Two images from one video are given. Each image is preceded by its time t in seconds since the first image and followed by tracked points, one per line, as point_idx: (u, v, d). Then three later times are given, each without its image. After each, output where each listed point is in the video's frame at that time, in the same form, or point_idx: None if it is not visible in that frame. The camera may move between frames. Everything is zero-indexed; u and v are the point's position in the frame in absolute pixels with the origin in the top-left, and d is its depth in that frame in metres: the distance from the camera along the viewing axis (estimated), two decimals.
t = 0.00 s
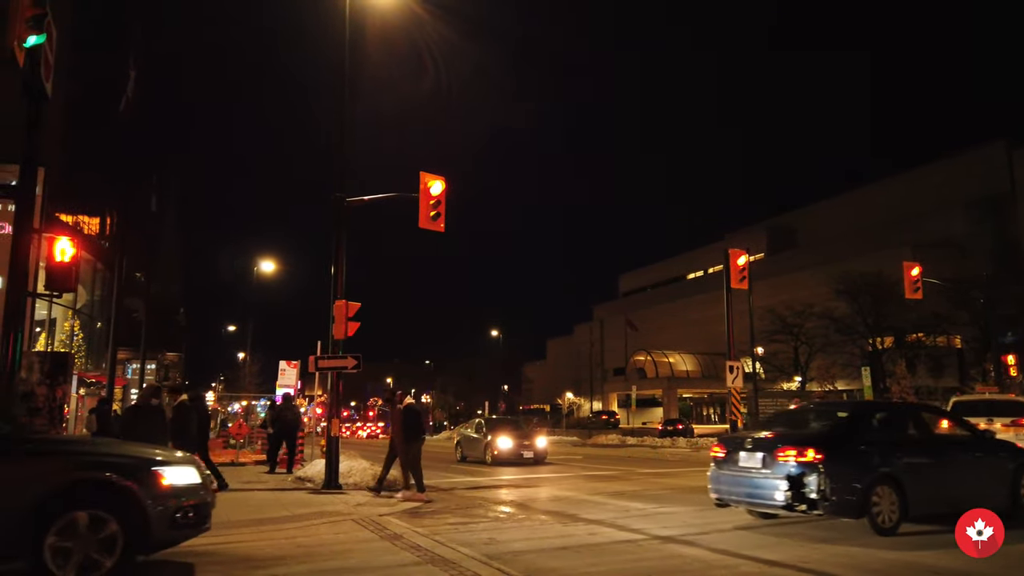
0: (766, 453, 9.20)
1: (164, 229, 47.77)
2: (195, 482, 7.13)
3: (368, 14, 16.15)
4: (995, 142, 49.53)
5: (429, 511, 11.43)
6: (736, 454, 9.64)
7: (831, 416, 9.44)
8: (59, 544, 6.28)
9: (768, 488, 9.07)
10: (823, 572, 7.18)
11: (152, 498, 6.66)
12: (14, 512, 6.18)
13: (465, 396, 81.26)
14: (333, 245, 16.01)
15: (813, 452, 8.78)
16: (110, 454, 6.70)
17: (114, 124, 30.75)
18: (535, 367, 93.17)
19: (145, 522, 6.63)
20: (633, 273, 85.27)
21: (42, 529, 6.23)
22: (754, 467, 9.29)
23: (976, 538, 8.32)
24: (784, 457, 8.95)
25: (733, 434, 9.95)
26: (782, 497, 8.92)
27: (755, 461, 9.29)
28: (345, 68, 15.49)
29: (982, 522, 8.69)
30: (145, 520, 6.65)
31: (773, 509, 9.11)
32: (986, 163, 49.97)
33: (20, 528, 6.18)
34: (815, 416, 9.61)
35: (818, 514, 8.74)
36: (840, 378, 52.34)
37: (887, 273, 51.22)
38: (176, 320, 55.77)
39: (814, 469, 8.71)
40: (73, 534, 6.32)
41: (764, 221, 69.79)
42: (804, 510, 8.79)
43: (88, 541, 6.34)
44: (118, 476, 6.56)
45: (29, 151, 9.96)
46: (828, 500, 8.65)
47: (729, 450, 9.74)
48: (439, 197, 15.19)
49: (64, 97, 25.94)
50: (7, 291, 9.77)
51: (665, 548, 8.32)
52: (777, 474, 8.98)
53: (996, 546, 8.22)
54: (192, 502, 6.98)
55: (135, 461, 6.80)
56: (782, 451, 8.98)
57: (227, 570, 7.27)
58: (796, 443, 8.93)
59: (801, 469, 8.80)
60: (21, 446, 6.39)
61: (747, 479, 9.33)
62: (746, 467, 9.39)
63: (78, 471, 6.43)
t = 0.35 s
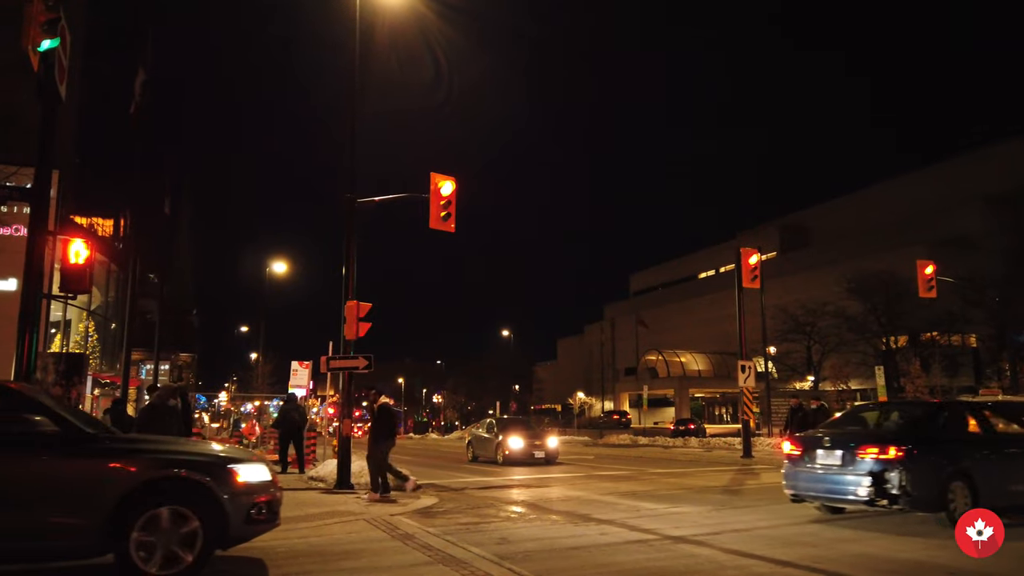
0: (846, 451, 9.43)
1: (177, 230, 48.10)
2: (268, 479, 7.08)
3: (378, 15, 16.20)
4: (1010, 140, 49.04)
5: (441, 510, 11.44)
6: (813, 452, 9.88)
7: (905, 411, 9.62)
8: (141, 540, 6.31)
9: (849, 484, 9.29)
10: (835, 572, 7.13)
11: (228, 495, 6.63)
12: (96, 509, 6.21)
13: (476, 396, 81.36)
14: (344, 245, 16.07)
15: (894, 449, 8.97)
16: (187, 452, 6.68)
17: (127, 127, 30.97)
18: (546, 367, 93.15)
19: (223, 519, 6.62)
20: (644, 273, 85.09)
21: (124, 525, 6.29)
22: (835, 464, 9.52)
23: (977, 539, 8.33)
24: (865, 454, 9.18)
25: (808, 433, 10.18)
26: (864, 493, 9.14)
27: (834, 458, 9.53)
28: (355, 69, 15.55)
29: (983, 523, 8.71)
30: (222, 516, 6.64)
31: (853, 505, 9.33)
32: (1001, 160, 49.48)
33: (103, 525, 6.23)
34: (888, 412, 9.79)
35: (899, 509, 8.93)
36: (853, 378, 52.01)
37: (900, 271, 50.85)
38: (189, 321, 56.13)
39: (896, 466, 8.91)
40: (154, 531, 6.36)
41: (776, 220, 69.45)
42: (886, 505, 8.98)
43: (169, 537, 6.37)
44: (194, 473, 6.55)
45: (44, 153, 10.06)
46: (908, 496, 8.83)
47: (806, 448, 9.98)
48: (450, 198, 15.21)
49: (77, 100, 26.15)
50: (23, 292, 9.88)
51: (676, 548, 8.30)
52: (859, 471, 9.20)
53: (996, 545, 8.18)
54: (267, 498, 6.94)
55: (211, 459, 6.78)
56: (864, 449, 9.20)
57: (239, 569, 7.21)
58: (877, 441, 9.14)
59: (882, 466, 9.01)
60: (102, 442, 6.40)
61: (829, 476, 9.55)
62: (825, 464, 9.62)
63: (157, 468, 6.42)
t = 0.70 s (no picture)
0: (926, 448, 9.69)
1: (190, 232, 48.41)
2: (340, 475, 7.12)
3: (389, 16, 16.25)
4: None
5: (452, 510, 11.42)
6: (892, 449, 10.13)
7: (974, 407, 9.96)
8: (225, 535, 6.36)
9: (930, 480, 9.55)
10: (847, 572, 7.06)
11: (304, 490, 6.66)
12: (180, 506, 6.22)
13: (488, 396, 81.37)
14: (355, 246, 16.12)
15: (975, 445, 9.25)
16: (262, 449, 6.71)
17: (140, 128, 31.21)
18: (557, 367, 93.03)
19: (300, 513, 6.66)
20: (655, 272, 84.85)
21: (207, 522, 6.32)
22: (914, 459, 9.80)
23: (978, 539, 8.43)
24: (946, 451, 9.45)
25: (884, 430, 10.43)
26: (946, 487, 9.41)
27: (914, 455, 9.79)
28: (365, 70, 15.60)
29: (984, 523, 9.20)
30: (299, 512, 6.68)
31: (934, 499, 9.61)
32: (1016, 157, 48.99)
33: (186, 521, 6.25)
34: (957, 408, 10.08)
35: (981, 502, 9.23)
36: (867, 377, 51.64)
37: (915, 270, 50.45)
38: (202, 321, 56.46)
39: (977, 461, 9.20)
40: (237, 526, 6.40)
41: (789, 218, 69.05)
42: (968, 498, 9.28)
43: (251, 531, 6.42)
44: (272, 469, 6.58)
45: (58, 156, 10.14)
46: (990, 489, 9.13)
47: (884, 446, 10.24)
48: (461, 198, 15.22)
49: (91, 103, 26.40)
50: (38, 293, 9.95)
51: (688, 548, 8.25)
52: (941, 465, 9.48)
53: (996, 544, 8.18)
54: (341, 494, 6.97)
55: (287, 456, 6.82)
56: (944, 446, 9.47)
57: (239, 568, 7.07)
58: (958, 437, 9.41)
59: (963, 461, 9.29)
60: (185, 440, 6.41)
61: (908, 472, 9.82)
62: (905, 459, 9.89)
63: (238, 464, 6.45)
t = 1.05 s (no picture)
0: (1002, 445, 10.22)
1: (203, 234, 48.69)
2: (414, 471, 7.28)
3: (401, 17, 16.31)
4: None
5: (464, 510, 11.43)
6: (967, 445, 10.60)
7: None
8: (310, 530, 6.60)
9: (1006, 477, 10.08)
10: (859, 572, 7.05)
11: (383, 486, 6.86)
12: (265, 503, 6.47)
13: (499, 396, 81.41)
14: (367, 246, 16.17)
15: None
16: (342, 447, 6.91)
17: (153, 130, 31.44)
18: (569, 367, 92.93)
19: (379, 510, 6.86)
20: (667, 272, 84.56)
21: (292, 518, 6.55)
22: (990, 456, 10.30)
23: (978, 539, 8.52)
24: None
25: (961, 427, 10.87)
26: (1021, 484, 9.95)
27: (990, 451, 10.31)
28: (377, 71, 15.65)
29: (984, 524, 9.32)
30: (378, 507, 6.89)
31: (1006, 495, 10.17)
32: None
33: (272, 518, 6.49)
34: None
35: None
36: (882, 377, 51.27)
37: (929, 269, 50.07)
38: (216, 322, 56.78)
39: None
40: (322, 521, 6.64)
41: (802, 217, 68.63)
42: None
43: (335, 527, 6.67)
44: (351, 465, 6.78)
45: (74, 158, 10.22)
46: None
47: (959, 442, 10.69)
48: (472, 198, 15.23)
49: (107, 105, 26.71)
50: (53, 293, 10.06)
51: (700, 548, 8.23)
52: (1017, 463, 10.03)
53: (997, 545, 8.24)
54: (416, 489, 7.14)
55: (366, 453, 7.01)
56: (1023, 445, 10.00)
57: (232, 568, 6.92)
58: None
59: None
60: (269, 440, 6.66)
61: (978, 464, 10.39)
62: (976, 455, 10.43)
63: (319, 462, 6.68)
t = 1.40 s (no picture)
0: None
1: (217, 235, 49.04)
2: (487, 470, 7.44)
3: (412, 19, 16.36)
4: None
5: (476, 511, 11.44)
6: None
7: None
8: (394, 527, 6.77)
9: None
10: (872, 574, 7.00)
11: (462, 484, 7.02)
12: (351, 501, 6.64)
13: (511, 396, 81.47)
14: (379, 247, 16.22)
15: None
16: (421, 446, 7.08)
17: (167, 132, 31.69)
18: (581, 367, 92.84)
19: (459, 507, 7.03)
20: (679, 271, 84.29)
21: (376, 515, 6.73)
22: None
23: (978, 539, 8.52)
24: None
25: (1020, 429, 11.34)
26: None
27: None
28: (388, 72, 15.70)
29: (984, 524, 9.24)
30: (456, 504, 7.06)
31: None
32: None
33: (357, 515, 6.66)
34: None
35: None
36: (897, 377, 50.91)
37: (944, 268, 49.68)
38: (230, 323, 57.13)
39: None
40: (405, 517, 6.82)
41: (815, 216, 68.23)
42: None
43: (417, 523, 6.85)
44: (431, 464, 6.95)
45: (90, 159, 10.31)
46: None
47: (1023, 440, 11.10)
48: (484, 198, 15.25)
49: (122, 107, 26.98)
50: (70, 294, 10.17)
51: (714, 550, 8.20)
52: None
53: (997, 545, 8.27)
54: (491, 487, 7.30)
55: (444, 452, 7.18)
56: None
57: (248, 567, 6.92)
58: None
59: None
60: (353, 438, 6.84)
61: None
62: None
63: (401, 460, 6.86)
